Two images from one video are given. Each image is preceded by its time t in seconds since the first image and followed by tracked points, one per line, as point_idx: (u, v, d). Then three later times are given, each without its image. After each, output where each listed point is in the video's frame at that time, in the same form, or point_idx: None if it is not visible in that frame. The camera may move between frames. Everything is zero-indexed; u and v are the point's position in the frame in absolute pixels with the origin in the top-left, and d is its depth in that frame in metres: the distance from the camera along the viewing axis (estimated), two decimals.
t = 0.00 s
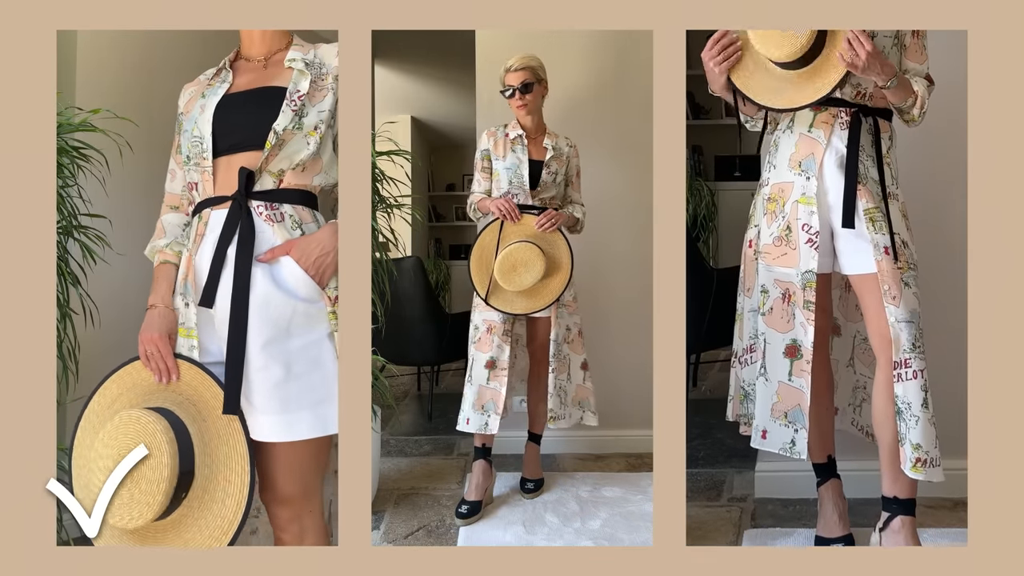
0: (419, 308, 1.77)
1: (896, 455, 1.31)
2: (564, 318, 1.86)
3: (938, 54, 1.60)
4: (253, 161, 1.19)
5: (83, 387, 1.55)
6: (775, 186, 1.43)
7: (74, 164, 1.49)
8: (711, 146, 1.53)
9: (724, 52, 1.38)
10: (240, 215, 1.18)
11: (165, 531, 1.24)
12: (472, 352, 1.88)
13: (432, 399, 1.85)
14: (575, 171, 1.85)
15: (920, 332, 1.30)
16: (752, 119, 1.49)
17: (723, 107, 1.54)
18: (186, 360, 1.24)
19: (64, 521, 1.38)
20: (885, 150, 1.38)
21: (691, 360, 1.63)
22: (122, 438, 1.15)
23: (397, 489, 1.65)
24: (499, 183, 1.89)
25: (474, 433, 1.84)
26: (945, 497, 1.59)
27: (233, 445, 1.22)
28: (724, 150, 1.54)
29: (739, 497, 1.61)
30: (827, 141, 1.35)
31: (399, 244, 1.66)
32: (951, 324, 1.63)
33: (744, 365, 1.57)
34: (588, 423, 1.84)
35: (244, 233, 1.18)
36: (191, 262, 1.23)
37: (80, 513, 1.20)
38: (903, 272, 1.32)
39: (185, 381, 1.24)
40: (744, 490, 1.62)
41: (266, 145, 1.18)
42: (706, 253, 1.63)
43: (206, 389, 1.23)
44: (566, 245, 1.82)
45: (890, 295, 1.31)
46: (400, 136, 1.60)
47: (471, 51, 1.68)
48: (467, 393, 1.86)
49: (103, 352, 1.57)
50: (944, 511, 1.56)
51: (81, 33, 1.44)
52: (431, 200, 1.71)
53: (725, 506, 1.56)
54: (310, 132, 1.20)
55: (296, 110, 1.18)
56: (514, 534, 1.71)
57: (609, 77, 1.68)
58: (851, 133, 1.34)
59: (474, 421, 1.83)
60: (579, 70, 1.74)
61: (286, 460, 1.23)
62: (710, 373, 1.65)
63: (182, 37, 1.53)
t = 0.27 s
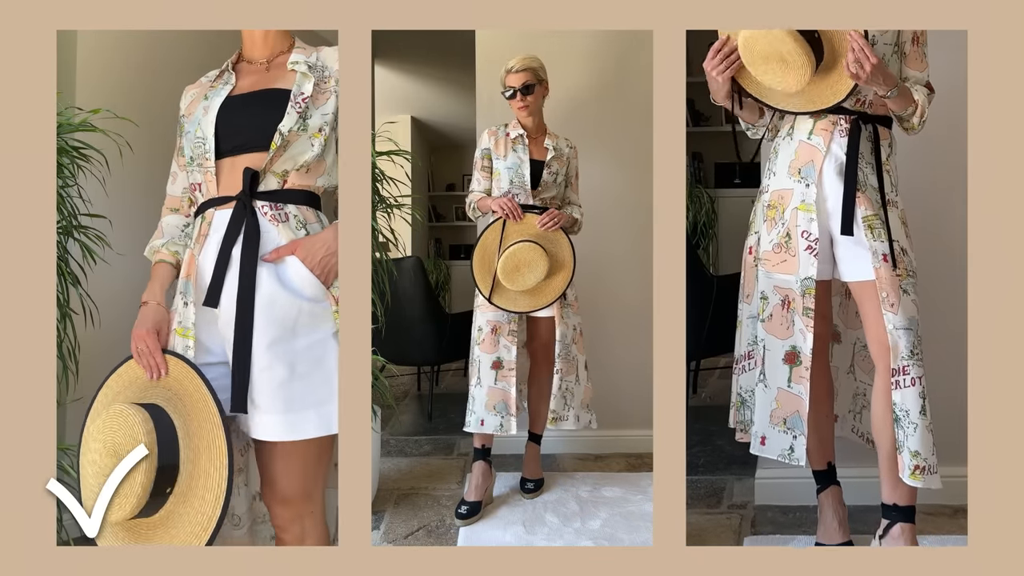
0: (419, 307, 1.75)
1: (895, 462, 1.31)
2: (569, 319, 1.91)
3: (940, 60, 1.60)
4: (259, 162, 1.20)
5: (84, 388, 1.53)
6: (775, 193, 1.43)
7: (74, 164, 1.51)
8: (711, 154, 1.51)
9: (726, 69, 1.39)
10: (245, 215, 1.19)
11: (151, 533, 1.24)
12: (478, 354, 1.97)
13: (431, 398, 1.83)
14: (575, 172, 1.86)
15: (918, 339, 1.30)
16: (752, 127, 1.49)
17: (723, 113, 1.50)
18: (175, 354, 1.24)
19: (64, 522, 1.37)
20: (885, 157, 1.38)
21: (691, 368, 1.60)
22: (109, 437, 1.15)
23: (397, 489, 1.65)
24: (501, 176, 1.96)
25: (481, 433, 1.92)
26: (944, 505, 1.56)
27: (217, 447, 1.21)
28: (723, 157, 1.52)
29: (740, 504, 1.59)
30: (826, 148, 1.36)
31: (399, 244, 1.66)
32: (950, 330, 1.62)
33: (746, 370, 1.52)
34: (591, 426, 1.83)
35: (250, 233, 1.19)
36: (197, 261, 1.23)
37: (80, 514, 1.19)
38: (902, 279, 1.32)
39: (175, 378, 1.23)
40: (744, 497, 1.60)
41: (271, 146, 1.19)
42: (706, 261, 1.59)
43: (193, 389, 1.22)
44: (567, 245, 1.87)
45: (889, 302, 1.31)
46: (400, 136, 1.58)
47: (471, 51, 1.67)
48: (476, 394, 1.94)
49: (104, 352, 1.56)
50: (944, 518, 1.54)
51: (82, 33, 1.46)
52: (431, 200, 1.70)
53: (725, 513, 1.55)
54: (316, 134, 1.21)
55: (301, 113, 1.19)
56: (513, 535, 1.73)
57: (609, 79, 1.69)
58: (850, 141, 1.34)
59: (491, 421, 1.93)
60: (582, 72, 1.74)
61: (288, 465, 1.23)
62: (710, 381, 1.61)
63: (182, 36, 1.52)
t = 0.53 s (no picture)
0: (419, 308, 1.78)
1: (893, 469, 1.29)
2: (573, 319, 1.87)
3: (940, 67, 1.59)
4: (267, 164, 1.20)
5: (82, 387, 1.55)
6: (774, 200, 1.41)
7: (74, 164, 1.46)
8: (710, 161, 1.57)
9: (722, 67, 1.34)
10: (252, 216, 1.19)
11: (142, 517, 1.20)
12: (474, 355, 1.86)
13: (431, 398, 1.85)
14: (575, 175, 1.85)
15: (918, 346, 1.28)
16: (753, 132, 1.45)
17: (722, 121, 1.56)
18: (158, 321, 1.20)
19: (64, 521, 1.39)
20: (884, 164, 1.35)
21: (691, 374, 1.67)
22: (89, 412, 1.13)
23: (397, 489, 1.65)
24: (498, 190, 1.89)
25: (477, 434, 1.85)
26: (944, 511, 1.60)
27: (198, 418, 1.16)
28: (723, 164, 1.57)
29: (739, 511, 1.61)
30: (826, 156, 1.33)
31: (399, 244, 1.66)
32: (950, 339, 1.63)
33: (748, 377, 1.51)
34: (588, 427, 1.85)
35: (259, 233, 1.18)
36: (201, 262, 1.23)
37: (79, 514, 1.19)
38: (901, 286, 1.29)
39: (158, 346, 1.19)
40: (744, 504, 1.63)
41: (282, 149, 1.19)
42: (706, 267, 1.66)
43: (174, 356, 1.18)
44: (566, 250, 1.82)
45: (888, 309, 1.28)
46: (400, 135, 1.61)
47: (470, 51, 1.70)
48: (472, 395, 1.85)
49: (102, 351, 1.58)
50: (945, 524, 1.57)
51: (81, 33, 1.45)
52: (431, 200, 1.72)
53: (725, 519, 1.57)
54: (325, 137, 1.22)
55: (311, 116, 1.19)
56: (514, 534, 1.70)
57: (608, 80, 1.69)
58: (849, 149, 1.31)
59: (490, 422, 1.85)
60: (581, 74, 1.74)
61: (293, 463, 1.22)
62: (710, 387, 1.67)
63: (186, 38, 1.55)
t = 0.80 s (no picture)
0: (419, 308, 1.78)
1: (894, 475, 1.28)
2: (575, 319, 1.87)
3: (940, 74, 1.59)
4: (273, 167, 1.20)
5: (83, 387, 1.55)
6: (774, 206, 1.40)
7: (74, 164, 1.46)
8: (711, 167, 1.57)
9: (729, 70, 1.35)
10: (259, 217, 1.19)
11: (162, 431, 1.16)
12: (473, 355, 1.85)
13: (432, 398, 1.85)
14: (575, 176, 1.85)
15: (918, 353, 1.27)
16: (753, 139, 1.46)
17: (724, 127, 1.54)
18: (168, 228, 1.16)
19: (64, 522, 1.39)
20: (884, 171, 1.35)
21: (691, 382, 1.66)
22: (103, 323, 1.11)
23: (397, 490, 1.65)
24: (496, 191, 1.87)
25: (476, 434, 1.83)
26: (945, 519, 1.60)
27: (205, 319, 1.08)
28: (723, 171, 1.58)
29: (740, 518, 1.61)
30: (826, 162, 1.33)
31: (398, 244, 1.66)
32: (950, 347, 1.63)
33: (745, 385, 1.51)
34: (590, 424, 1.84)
35: (267, 233, 1.18)
36: (210, 264, 1.24)
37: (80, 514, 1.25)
38: (901, 293, 1.28)
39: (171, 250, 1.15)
40: (744, 511, 1.63)
41: (288, 152, 1.19)
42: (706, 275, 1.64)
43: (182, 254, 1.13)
44: (567, 250, 1.81)
45: (887, 316, 1.28)
46: (400, 136, 1.61)
47: (470, 51, 1.70)
48: (468, 397, 1.84)
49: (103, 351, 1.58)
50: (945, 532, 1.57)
51: (82, 34, 1.46)
52: (431, 200, 1.73)
53: (725, 525, 1.58)
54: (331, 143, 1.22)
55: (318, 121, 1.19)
56: (514, 534, 1.70)
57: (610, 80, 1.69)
58: (850, 155, 1.31)
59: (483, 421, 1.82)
60: (581, 76, 1.75)
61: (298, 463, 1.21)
62: (710, 394, 1.67)
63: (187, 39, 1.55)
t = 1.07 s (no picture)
0: (419, 308, 1.78)
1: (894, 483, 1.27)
2: (574, 319, 1.89)
3: (939, 81, 1.59)
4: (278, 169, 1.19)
5: (84, 387, 1.56)
6: (774, 213, 1.40)
7: (74, 164, 1.46)
8: (711, 174, 1.58)
9: (720, 82, 1.37)
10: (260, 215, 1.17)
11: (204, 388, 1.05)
12: (472, 355, 1.86)
13: (432, 399, 1.85)
14: (575, 176, 1.86)
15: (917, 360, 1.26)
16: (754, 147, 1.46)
17: (724, 134, 1.55)
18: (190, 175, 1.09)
19: (64, 522, 1.39)
20: (883, 179, 1.35)
21: (691, 390, 1.64)
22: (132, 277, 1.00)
23: (397, 490, 1.66)
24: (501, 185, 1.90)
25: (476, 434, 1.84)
26: (945, 526, 1.61)
27: (263, 259, 1.02)
28: (723, 178, 1.57)
29: (740, 525, 1.61)
30: (826, 168, 1.33)
31: (398, 244, 1.66)
32: (950, 353, 1.63)
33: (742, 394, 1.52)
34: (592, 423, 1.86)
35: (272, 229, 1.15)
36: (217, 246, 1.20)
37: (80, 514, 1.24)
38: (900, 299, 1.28)
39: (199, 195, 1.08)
40: (744, 518, 1.63)
41: (296, 156, 1.18)
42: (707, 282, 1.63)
43: (221, 191, 1.07)
44: (567, 251, 1.84)
45: (886, 322, 1.27)
46: (400, 136, 1.62)
47: (470, 52, 1.70)
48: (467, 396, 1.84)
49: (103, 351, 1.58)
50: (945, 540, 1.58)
51: (81, 33, 1.48)
52: (431, 200, 1.72)
53: (725, 533, 1.57)
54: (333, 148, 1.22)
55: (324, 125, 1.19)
56: (514, 534, 1.70)
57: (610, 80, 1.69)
58: (850, 162, 1.31)
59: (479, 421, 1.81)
60: (581, 78, 1.75)
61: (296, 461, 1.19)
62: (710, 402, 1.65)
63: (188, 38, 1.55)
